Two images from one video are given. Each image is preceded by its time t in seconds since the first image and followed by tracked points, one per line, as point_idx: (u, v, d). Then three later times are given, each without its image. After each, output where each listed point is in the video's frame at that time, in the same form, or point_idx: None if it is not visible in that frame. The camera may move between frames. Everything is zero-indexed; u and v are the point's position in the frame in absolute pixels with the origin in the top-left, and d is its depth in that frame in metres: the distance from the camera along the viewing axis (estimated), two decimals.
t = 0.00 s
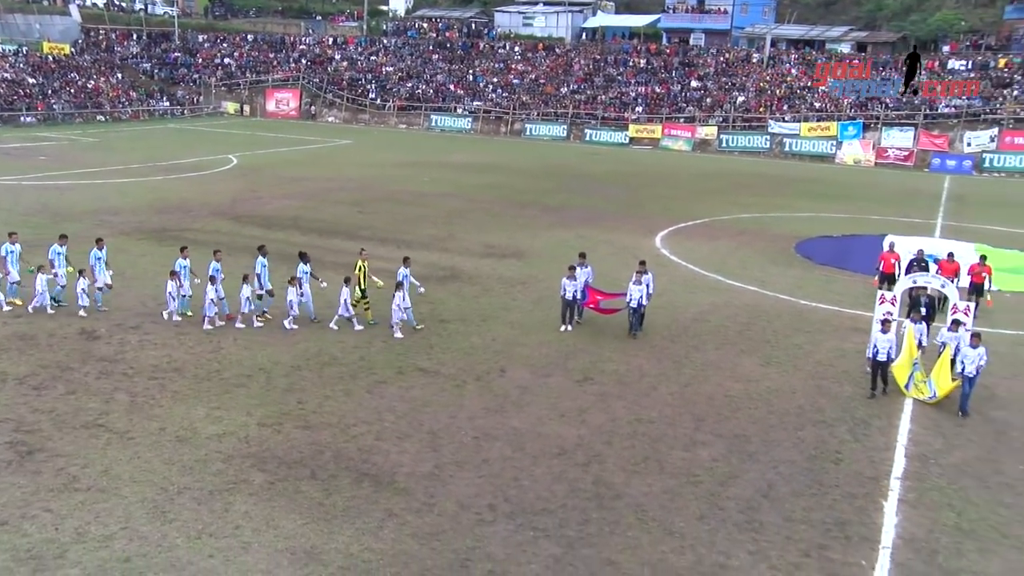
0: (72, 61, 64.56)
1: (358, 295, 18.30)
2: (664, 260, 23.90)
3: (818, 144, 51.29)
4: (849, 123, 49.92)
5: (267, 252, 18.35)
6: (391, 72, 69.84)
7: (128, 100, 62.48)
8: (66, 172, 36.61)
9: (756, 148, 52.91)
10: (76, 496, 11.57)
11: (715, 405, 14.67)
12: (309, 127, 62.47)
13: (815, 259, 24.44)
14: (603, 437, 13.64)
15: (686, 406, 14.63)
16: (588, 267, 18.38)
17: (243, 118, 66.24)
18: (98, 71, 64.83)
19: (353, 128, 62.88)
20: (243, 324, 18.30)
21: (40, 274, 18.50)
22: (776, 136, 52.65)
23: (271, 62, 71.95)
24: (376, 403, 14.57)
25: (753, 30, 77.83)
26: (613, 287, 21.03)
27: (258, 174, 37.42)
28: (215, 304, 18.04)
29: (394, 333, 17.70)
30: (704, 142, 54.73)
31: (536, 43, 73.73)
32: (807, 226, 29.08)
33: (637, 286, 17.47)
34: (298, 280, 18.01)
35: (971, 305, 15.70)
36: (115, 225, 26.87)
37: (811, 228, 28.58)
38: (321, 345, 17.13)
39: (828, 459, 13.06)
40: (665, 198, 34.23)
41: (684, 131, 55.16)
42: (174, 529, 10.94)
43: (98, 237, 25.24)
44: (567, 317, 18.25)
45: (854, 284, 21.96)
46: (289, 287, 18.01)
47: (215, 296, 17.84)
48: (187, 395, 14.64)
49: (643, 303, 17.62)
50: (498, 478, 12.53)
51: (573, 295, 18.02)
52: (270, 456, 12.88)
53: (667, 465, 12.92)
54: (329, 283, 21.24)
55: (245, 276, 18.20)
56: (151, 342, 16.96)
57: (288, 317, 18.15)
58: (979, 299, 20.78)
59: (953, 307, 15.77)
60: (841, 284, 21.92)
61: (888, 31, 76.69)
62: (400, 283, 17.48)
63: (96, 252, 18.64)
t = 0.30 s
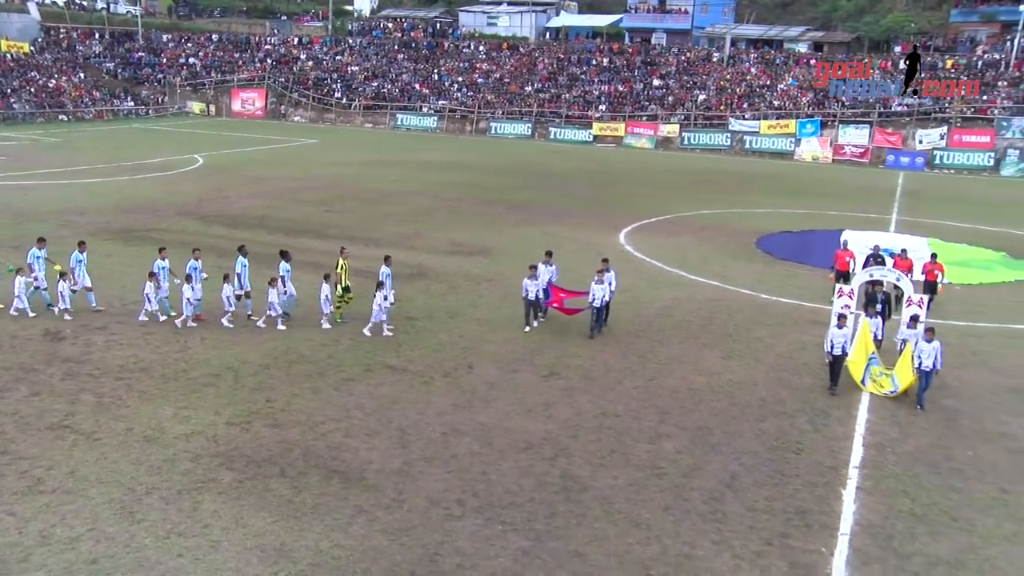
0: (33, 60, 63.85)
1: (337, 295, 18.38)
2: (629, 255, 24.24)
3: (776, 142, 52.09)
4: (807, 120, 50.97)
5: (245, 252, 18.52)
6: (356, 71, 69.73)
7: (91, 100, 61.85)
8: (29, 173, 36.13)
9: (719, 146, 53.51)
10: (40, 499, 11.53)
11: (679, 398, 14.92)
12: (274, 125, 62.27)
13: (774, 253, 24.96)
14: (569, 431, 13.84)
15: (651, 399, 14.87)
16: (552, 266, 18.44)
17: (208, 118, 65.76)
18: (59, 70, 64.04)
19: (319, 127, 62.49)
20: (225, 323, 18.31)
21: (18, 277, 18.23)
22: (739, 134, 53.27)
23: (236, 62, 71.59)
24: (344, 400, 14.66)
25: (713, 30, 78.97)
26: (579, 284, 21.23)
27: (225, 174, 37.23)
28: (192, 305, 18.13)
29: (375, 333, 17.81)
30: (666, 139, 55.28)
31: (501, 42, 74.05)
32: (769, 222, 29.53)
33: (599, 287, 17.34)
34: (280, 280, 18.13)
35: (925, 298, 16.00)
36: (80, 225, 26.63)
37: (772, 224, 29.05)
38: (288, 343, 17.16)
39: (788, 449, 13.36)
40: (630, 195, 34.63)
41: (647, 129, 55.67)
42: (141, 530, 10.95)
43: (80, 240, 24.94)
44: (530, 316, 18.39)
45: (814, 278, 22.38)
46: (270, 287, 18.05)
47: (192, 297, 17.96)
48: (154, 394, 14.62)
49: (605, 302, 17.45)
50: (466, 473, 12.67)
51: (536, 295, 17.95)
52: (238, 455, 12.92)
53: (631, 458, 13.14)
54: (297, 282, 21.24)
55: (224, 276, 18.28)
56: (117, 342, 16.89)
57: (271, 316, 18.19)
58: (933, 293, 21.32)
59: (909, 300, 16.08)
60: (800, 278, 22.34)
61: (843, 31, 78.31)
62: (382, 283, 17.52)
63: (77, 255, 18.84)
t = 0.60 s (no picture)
0: None
1: (313, 292, 18.48)
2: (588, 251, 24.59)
3: (731, 139, 52.81)
4: (759, 118, 51.76)
5: (219, 251, 18.55)
6: (316, 72, 69.52)
7: (46, 101, 60.79)
8: None
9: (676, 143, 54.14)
10: None
11: (638, 391, 15.21)
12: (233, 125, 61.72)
13: (730, 248, 25.43)
14: (531, 426, 14.06)
15: (611, 393, 15.15)
16: (511, 266, 18.57)
17: (167, 118, 65.01)
18: (13, 70, 62.88)
19: (280, 127, 62.07)
20: (200, 325, 18.22)
21: None
22: (695, 132, 53.93)
23: (195, 63, 71.00)
24: (307, 399, 14.77)
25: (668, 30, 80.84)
26: (541, 280, 21.48)
27: (186, 174, 36.93)
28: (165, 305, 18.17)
29: (351, 331, 17.89)
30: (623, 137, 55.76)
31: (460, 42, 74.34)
32: (725, 217, 30.05)
33: (555, 284, 17.49)
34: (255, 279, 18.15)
35: (875, 290, 16.58)
36: (39, 227, 26.30)
37: (728, 220, 29.56)
38: (251, 343, 17.19)
39: (745, 439, 13.69)
40: (588, 192, 35.03)
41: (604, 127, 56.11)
42: (103, 531, 10.97)
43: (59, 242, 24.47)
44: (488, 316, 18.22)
45: (769, 273, 22.84)
46: (246, 286, 18.11)
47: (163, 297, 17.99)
48: (115, 395, 14.61)
49: (563, 299, 17.63)
50: (430, 468, 12.83)
51: (493, 294, 17.93)
52: (201, 454, 12.98)
53: (592, 450, 13.39)
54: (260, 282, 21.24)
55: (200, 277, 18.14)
56: (76, 344, 16.81)
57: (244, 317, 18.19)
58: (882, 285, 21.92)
59: (859, 292, 16.66)
60: (755, 273, 22.80)
61: (793, 32, 80.24)
62: (357, 282, 17.57)
63: (52, 255, 18.73)
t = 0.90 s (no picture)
0: None
1: (287, 292, 18.50)
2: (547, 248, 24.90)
3: (684, 138, 53.56)
4: (713, 117, 52.98)
5: (193, 253, 18.51)
6: (276, 73, 69.14)
7: None
8: None
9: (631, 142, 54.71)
10: None
11: (597, 385, 15.51)
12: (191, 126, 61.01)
13: (685, 244, 25.92)
14: (492, 421, 14.28)
15: (569, 387, 15.43)
16: (466, 265, 18.42)
17: (124, 119, 64.09)
18: None
19: (239, 128, 61.36)
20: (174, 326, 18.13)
21: None
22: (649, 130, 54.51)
23: (153, 64, 70.24)
24: (269, 397, 14.85)
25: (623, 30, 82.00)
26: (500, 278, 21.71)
27: (143, 175, 36.56)
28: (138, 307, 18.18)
29: (327, 330, 18.02)
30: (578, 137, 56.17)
31: (418, 43, 74.46)
32: (681, 214, 30.56)
33: (512, 285, 17.60)
34: (230, 276, 18.13)
35: (824, 284, 16.75)
36: None
37: (683, 216, 30.04)
38: (211, 342, 17.22)
39: (701, 431, 14.02)
40: (546, 190, 35.38)
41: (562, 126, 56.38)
42: (62, 534, 10.96)
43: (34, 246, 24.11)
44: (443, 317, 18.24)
45: (723, 268, 23.30)
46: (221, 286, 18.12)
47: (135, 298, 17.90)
48: (74, 397, 14.57)
49: (519, 300, 17.73)
50: (393, 465, 12.97)
51: (450, 295, 17.85)
52: (163, 454, 13.02)
53: (552, 444, 13.66)
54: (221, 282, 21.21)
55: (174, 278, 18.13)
56: (33, 347, 16.71)
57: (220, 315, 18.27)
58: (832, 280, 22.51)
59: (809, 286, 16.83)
60: (710, 268, 23.25)
61: (744, 33, 81.76)
62: (332, 281, 17.67)
63: (25, 259, 18.47)
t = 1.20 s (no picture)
0: None
1: (252, 296, 18.56)
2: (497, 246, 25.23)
3: (629, 138, 54.30)
4: (657, 117, 53.76)
5: (157, 255, 18.35)
6: (224, 75, 68.52)
7: None
8: None
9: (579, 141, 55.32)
10: None
11: (547, 380, 15.83)
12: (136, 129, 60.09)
13: (631, 241, 26.37)
14: (445, 417, 14.49)
15: (521, 383, 15.71)
16: (414, 266, 18.62)
17: (67, 121, 62.86)
18: None
19: (187, 130, 60.54)
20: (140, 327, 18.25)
21: None
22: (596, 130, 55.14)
23: (98, 66, 69.10)
24: (222, 399, 14.89)
25: (569, 32, 83.04)
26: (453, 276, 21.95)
27: (90, 178, 36.05)
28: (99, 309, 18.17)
29: (294, 330, 18.12)
30: (526, 137, 56.61)
31: (367, 45, 74.42)
32: (628, 211, 31.08)
33: (462, 285, 17.72)
34: (195, 281, 18.02)
35: (767, 278, 17.17)
36: None
37: (630, 213, 30.54)
38: (162, 345, 17.18)
39: (650, 423, 14.38)
40: (495, 189, 35.68)
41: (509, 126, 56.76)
42: (10, 541, 10.90)
43: None
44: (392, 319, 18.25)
45: (668, 264, 23.82)
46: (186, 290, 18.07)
47: (98, 302, 17.93)
48: (23, 404, 14.46)
49: (468, 300, 17.86)
50: (348, 463, 13.12)
51: (400, 297, 17.97)
52: (114, 458, 12.99)
53: (504, 438, 13.93)
54: (173, 284, 21.12)
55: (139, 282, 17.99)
56: None
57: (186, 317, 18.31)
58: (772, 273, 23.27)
59: (752, 280, 17.28)
60: (656, 264, 23.74)
61: (686, 35, 83.21)
62: (297, 281, 17.78)
63: None
